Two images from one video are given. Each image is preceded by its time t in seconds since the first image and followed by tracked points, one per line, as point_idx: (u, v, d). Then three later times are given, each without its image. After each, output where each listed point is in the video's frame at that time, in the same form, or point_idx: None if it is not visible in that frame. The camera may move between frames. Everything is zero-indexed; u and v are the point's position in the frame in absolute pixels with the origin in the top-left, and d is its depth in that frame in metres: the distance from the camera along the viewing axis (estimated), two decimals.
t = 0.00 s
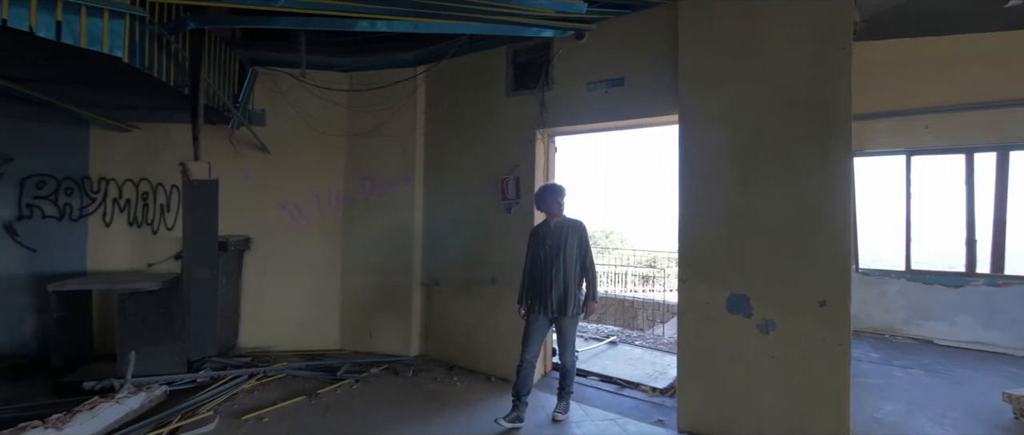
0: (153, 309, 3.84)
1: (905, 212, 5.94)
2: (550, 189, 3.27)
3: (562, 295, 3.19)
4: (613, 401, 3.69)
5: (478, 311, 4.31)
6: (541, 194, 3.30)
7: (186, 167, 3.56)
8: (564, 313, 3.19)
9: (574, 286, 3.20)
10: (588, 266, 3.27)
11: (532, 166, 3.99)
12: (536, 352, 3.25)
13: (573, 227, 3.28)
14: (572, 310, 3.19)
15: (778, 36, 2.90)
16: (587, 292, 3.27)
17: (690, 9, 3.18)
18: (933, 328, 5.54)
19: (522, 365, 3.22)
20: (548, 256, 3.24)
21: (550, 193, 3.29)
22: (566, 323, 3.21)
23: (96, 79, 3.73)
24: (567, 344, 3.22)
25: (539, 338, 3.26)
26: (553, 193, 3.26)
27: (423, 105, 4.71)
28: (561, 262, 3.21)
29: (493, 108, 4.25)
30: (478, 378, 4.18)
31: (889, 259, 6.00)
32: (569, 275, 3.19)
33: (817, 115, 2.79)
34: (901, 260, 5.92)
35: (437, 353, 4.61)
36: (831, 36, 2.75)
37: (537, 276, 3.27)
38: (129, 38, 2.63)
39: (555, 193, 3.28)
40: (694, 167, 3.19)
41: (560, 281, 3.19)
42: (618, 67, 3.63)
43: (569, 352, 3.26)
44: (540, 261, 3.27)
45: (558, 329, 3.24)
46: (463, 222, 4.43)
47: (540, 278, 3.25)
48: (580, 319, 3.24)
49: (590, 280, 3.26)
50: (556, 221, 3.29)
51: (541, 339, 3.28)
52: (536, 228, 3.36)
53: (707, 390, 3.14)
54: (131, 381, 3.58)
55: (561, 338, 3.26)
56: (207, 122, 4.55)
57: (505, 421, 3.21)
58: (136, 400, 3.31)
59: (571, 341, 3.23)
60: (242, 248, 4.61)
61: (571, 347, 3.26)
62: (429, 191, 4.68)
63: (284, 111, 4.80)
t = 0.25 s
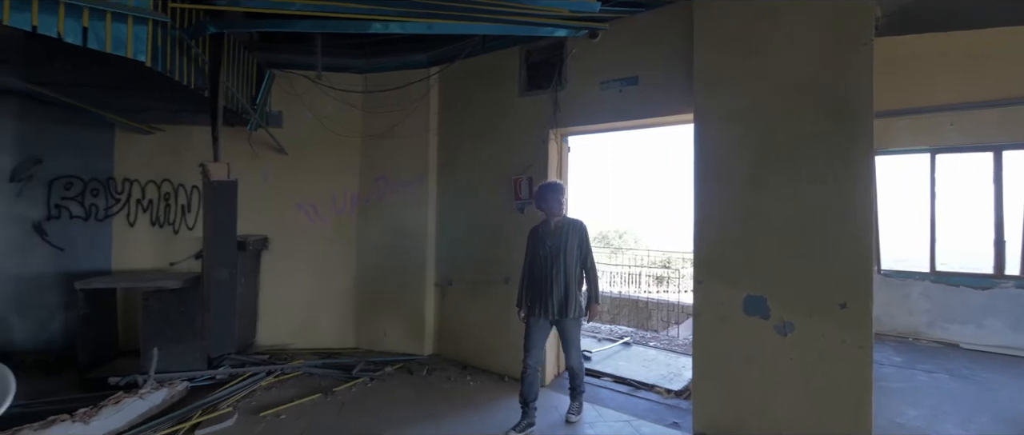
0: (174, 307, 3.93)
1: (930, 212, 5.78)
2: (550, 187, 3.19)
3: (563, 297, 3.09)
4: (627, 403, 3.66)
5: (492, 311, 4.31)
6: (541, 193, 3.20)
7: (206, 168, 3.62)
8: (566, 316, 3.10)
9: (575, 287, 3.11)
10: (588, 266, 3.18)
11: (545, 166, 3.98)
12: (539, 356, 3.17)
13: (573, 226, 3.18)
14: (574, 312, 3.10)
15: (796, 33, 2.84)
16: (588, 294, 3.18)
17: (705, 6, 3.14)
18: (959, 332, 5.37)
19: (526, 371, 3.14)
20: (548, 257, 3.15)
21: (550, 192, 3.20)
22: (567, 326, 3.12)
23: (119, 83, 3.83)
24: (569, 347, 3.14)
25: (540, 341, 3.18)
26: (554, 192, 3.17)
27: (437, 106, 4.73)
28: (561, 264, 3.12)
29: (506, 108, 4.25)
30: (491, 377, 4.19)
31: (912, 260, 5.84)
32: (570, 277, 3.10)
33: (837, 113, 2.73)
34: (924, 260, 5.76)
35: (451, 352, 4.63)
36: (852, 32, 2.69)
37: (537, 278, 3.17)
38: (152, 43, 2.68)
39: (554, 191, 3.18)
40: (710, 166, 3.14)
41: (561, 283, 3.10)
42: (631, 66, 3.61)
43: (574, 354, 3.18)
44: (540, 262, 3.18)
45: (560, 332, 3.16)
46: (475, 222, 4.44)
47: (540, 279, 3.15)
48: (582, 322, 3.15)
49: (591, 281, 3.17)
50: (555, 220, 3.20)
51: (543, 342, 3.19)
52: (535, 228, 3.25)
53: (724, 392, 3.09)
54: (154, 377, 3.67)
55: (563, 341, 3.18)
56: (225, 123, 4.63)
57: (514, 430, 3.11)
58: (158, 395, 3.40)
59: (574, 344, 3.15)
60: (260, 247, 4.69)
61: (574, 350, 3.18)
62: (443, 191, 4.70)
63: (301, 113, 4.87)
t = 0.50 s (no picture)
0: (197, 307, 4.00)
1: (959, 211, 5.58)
2: (546, 183, 3.13)
3: (560, 297, 3.03)
4: (643, 405, 3.62)
5: (506, 311, 4.32)
6: (538, 191, 3.15)
7: (227, 169, 3.70)
8: (563, 316, 3.03)
9: (573, 288, 3.04)
10: (588, 266, 3.10)
11: (560, 166, 3.97)
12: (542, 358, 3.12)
13: (572, 225, 3.11)
14: (571, 313, 3.03)
15: (817, 29, 2.78)
16: (588, 294, 3.10)
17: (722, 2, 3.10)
18: (990, 335, 5.18)
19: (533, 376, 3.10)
20: (545, 257, 3.09)
21: (549, 190, 3.13)
22: (565, 327, 3.05)
23: (144, 87, 3.94)
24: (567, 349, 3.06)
25: (539, 342, 3.12)
26: (551, 189, 3.11)
27: (452, 106, 4.76)
28: (559, 263, 3.06)
29: (521, 108, 4.25)
30: (506, 377, 4.19)
31: (940, 262, 5.66)
32: (567, 277, 3.03)
33: (861, 110, 2.66)
34: (953, 261, 5.57)
35: (466, 352, 4.65)
36: (876, 27, 2.62)
37: (534, 278, 3.12)
38: (175, 48, 2.75)
39: (551, 188, 3.12)
40: (728, 165, 3.09)
41: (559, 283, 3.04)
42: (647, 65, 3.58)
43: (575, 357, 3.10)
44: (538, 261, 3.12)
45: (558, 332, 3.09)
46: (490, 222, 4.45)
47: (538, 279, 3.10)
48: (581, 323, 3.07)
49: (590, 281, 3.09)
50: (553, 218, 3.14)
51: (543, 344, 3.13)
52: (534, 227, 3.20)
53: (742, 395, 3.03)
54: (178, 373, 3.77)
55: (562, 342, 3.10)
56: (246, 126, 4.73)
57: (528, 432, 3.09)
58: (182, 390, 3.50)
59: (572, 345, 3.07)
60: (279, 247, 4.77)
61: (573, 351, 3.10)
62: (458, 191, 4.73)
63: (319, 115, 4.95)
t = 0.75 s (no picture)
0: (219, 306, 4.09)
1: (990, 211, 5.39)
2: (551, 181, 2.94)
3: (561, 300, 2.83)
4: (659, 407, 3.59)
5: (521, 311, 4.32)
6: (541, 190, 2.97)
7: (247, 170, 3.76)
8: (564, 320, 2.83)
9: (576, 290, 2.84)
10: (592, 268, 2.89)
11: (575, 166, 3.96)
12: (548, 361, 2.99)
13: (576, 224, 2.91)
14: (572, 317, 2.83)
15: (838, 24, 2.72)
16: (591, 298, 2.89)
17: None
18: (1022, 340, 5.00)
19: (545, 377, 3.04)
20: (546, 257, 2.90)
21: (552, 188, 2.94)
22: (566, 332, 2.84)
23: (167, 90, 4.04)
24: (566, 356, 2.85)
25: (541, 345, 2.97)
26: (553, 187, 2.92)
27: (466, 107, 4.78)
28: (562, 264, 2.86)
29: (535, 108, 4.24)
30: (520, 377, 4.19)
31: (969, 263, 5.48)
32: (569, 279, 2.84)
33: (885, 107, 2.59)
34: (983, 262, 5.38)
35: (480, 351, 4.66)
36: (900, 22, 2.55)
37: (536, 279, 2.95)
38: (197, 52, 2.83)
39: (556, 187, 2.93)
40: (746, 164, 3.04)
41: (560, 285, 2.84)
42: (663, 63, 3.54)
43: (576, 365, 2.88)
44: (540, 262, 2.94)
45: (558, 338, 2.89)
46: (504, 222, 4.45)
47: (540, 281, 2.92)
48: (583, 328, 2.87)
49: (595, 284, 2.88)
50: (555, 217, 2.94)
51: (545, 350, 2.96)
52: (536, 226, 3.02)
53: (761, 398, 2.98)
54: (200, 369, 3.86)
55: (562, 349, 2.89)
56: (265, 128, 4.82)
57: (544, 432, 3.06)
58: (204, 386, 3.58)
59: (573, 352, 2.86)
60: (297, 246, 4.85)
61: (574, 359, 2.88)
62: (472, 191, 4.74)
63: (336, 116, 5.02)
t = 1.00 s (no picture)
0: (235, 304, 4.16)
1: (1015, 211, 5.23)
2: (553, 181, 2.84)
3: (563, 303, 2.76)
4: (673, 409, 3.55)
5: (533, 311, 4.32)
6: (541, 191, 2.89)
7: (263, 171, 3.82)
8: (567, 324, 2.75)
9: (580, 293, 2.77)
10: (596, 271, 2.83)
11: (587, 166, 3.94)
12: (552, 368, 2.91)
13: (581, 226, 2.85)
14: (576, 320, 2.75)
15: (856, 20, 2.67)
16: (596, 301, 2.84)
17: None
18: None
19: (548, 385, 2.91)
20: (550, 260, 2.86)
21: (553, 188, 2.84)
22: (569, 337, 2.76)
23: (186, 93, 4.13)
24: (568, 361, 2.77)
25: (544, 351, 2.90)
26: (555, 188, 2.82)
27: (478, 107, 4.80)
28: (565, 266, 2.80)
29: (547, 107, 4.23)
30: (533, 378, 4.19)
31: (994, 264, 5.34)
32: (573, 281, 2.78)
33: (905, 104, 2.53)
34: (1008, 265, 5.24)
35: (492, 351, 4.67)
36: (920, 16, 2.49)
37: (540, 281, 2.90)
38: (215, 54, 2.89)
39: (560, 188, 2.82)
40: (762, 163, 3.00)
41: (563, 288, 2.78)
42: (676, 62, 3.51)
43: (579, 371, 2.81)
44: (543, 265, 2.90)
45: (560, 342, 2.80)
46: (516, 222, 4.45)
47: (543, 283, 2.87)
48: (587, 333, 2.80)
49: (599, 288, 2.82)
50: (559, 219, 2.88)
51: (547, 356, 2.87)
52: (540, 227, 2.96)
53: (778, 401, 2.94)
54: (218, 366, 3.93)
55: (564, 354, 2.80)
56: (280, 129, 4.90)
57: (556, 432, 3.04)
58: (222, 384, 3.64)
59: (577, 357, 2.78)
60: (312, 246, 4.91)
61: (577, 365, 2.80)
62: (484, 191, 4.76)
63: (349, 117, 5.08)
